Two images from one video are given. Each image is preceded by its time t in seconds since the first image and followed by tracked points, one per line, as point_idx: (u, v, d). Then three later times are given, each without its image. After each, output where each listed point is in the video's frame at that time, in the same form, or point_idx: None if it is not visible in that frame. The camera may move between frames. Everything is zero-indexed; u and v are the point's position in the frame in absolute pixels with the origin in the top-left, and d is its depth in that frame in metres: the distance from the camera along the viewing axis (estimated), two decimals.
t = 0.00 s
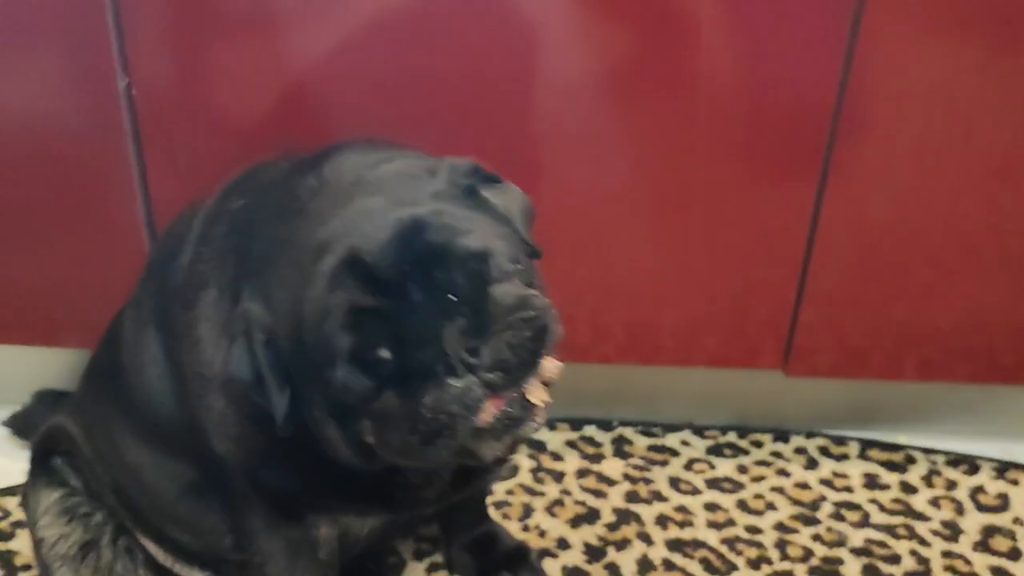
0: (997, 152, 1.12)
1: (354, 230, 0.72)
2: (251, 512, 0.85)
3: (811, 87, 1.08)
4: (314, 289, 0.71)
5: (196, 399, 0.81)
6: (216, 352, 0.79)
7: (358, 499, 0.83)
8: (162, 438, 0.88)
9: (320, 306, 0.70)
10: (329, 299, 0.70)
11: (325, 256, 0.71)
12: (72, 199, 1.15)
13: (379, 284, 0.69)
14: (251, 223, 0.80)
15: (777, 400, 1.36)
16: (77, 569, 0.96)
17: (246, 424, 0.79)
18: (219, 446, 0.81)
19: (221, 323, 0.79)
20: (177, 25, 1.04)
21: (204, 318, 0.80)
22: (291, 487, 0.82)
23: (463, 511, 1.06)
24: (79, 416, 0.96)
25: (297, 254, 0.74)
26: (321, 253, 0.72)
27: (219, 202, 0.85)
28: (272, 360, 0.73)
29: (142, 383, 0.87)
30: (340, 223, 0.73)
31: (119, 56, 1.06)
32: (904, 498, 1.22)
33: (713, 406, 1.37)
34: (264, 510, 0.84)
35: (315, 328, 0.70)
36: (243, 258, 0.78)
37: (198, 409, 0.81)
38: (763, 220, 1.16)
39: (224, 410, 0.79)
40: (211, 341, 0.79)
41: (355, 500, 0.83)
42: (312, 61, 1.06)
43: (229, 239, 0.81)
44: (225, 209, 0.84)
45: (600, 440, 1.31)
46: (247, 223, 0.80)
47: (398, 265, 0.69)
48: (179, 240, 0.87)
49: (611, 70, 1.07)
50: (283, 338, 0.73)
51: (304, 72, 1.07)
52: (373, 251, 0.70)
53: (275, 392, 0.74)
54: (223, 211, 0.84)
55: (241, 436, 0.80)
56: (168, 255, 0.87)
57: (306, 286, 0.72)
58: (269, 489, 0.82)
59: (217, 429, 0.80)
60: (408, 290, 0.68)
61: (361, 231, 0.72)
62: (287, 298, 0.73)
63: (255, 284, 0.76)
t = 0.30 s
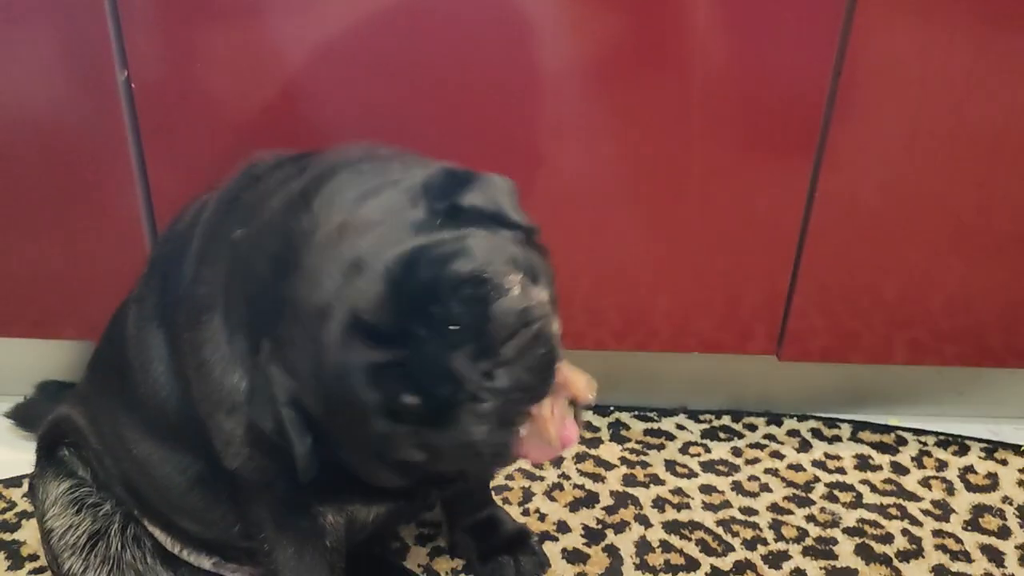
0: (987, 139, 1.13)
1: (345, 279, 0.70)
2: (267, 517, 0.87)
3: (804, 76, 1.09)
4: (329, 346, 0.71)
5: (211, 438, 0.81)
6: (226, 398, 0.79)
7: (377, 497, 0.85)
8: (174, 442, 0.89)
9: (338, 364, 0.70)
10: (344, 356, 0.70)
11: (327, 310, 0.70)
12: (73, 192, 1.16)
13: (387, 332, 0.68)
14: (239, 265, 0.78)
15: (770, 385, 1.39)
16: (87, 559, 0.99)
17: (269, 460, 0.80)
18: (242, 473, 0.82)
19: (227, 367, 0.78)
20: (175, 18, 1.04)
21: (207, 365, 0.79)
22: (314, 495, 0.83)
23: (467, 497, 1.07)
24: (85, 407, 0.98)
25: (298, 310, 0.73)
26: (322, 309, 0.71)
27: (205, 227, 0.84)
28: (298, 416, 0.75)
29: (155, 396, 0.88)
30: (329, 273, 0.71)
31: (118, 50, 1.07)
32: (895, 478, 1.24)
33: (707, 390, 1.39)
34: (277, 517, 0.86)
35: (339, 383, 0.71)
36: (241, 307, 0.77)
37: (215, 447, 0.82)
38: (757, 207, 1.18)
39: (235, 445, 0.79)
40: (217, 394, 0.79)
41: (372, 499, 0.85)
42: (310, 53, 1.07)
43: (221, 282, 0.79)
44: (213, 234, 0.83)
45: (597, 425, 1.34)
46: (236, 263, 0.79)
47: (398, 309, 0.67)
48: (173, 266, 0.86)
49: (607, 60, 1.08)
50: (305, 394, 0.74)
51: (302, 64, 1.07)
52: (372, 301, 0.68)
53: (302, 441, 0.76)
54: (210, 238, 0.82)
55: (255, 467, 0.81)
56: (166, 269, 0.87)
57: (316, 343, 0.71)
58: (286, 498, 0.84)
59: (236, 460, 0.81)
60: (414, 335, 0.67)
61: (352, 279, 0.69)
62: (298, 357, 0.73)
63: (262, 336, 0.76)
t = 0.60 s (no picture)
0: (978, 121, 1.13)
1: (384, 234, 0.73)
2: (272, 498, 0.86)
3: (795, 59, 1.09)
4: (363, 297, 0.72)
5: (226, 413, 0.80)
6: (248, 366, 0.78)
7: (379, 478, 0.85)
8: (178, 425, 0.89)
9: (376, 311, 0.72)
10: (383, 304, 0.71)
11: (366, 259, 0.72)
12: (61, 178, 1.15)
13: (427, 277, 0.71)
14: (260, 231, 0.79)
15: (762, 368, 1.39)
16: (81, 547, 0.98)
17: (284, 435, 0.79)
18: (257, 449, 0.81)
19: (242, 341, 0.78)
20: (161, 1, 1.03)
21: (223, 335, 0.78)
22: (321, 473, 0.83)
23: (459, 480, 1.07)
24: (77, 395, 0.98)
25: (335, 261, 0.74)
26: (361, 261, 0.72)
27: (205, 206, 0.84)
28: (327, 380, 0.74)
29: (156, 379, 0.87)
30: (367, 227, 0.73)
31: (104, 34, 1.06)
32: (887, 460, 1.25)
33: (700, 374, 1.39)
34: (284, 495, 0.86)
35: (372, 334, 0.72)
36: (264, 270, 0.77)
37: (228, 423, 0.81)
38: (748, 190, 1.18)
39: (254, 418, 0.79)
40: (237, 362, 0.78)
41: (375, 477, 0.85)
42: (299, 37, 1.06)
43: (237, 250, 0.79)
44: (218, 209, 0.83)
45: (589, 410, 1.34)
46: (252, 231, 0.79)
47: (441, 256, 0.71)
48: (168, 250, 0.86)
49: (597, 42, 1.07)
50: (333, 347, 0.73)
51: (291, 48, 1.07)
52: (415, 245, 0.72)
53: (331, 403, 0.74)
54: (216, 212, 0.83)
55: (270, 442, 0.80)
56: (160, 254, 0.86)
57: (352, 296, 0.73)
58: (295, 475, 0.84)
59: (254, 436, 0.80)
60: (456, 278, 0.72)
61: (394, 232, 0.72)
62: (332, 309, 0.73)
63: (281, 303, 0.76)
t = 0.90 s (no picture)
0: (974, 114, 1.13)
1: (483, 133, 0.69)
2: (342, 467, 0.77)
3: (791, 51, 1.08)
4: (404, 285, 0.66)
5: (315, 361, 0.70)
6: (358, 307, 0.67)
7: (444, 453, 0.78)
8: (219, 417, 0.75)
9: (506, 222, 0.65)
10: (515, 219, 0.66)
11: (483, 176, 0.66)
12: (54, 172, 1.14)
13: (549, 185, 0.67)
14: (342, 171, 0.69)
15: (757, 362, 1.39)
16: (74, 540, 0.98)
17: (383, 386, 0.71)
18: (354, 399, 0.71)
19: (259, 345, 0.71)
20: None
21: (304, 272, 0.69)
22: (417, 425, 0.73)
23: (454, 473, 1.08)
24: (69, 389, 0.97)
25: (456, 198, 0.65)
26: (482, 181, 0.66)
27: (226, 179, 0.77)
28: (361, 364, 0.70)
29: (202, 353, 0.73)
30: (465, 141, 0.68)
31: (96, 28, 1.05)
32: (881, 452, 1.25)
33: (695, 367, 1.39)
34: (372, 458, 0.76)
35: (533, 249, 0.66)
36: (357, 208, 0.67)
37: (301, 378, 0.71)
38: (742, 183, 1.17)
39: (358, 359, 0.70)
40: (335, 302, 0.68)
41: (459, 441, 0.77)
42: (293, 30, 1.06)
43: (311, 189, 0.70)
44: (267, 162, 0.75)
45: (585, 403, 1.34)
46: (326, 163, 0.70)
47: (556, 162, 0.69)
48: (198, 216, 0.75)
49: (592, 35, 1.07)
50: (488, 294, 0.64)
51: (285, 41, 1.06)
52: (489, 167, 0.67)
53: (475, 328, 0.65)
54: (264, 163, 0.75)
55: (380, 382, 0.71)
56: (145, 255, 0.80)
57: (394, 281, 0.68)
58: (380, 443, 0.74)
59: (333, 385, 0.71)
60: (574, 195, 0.68)
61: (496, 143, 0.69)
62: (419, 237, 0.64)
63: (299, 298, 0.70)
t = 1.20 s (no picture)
0: (973, 114, 1.13)
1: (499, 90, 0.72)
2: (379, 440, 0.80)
3: (790, 49, 1.08)
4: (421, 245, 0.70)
5: (361, 338, 0.74)
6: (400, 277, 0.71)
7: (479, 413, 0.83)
8: (242, 404, 0.78)
9: (531, 174, 0.68)
10: (536, 165, 0.68)
11: (508, 136, 0.68)
12: (51, 170, 1.14)
13: (571, 128, 0.70)
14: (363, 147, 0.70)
15: (756, 362, 1.39)
16: (75, 537, 0.98)
17: (429, 353, 0.75)
18: (393, 377, 0.76)
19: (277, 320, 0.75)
20: None
21: (340, 251, 0.71)
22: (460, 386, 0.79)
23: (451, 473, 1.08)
24: (68, 384, 0.97)
25: (480, 153, 0.68)
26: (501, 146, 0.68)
27: (250, 170, 0.79)
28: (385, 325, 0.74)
29: (236, 340, 0.75)
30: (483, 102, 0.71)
31: (94, 27, 1.05)
32: (881, 453, 1.24)
33: (694, 368, 1.39)
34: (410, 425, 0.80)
35: (560, 205, 0.68)
36: (375, 172, 0.70)
37: (339, 356, 0.75)
38: (741, 183, 1.17)
39: (401, 330, 0.74)
40: (377, 278, 0.71)
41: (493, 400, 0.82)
42: (289, 27, 1.05)
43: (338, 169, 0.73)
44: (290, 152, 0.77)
45: (583, 403, 1.34)
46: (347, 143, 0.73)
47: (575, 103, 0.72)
48: (226, 206, 0.78)
49: (591, 34, 1.06)
50: (523, 241, 0.68)
51: (282, 38, 1.06)
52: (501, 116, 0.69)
53: (512, 283, 0.69)
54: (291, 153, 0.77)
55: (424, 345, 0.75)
56: (161, 258, 0.82)
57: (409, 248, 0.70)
58: (396, 403, 0.78)
59: (369, 364, 0.76)
60: (599, 133, 0.71)
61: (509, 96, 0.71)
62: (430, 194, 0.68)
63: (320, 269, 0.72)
